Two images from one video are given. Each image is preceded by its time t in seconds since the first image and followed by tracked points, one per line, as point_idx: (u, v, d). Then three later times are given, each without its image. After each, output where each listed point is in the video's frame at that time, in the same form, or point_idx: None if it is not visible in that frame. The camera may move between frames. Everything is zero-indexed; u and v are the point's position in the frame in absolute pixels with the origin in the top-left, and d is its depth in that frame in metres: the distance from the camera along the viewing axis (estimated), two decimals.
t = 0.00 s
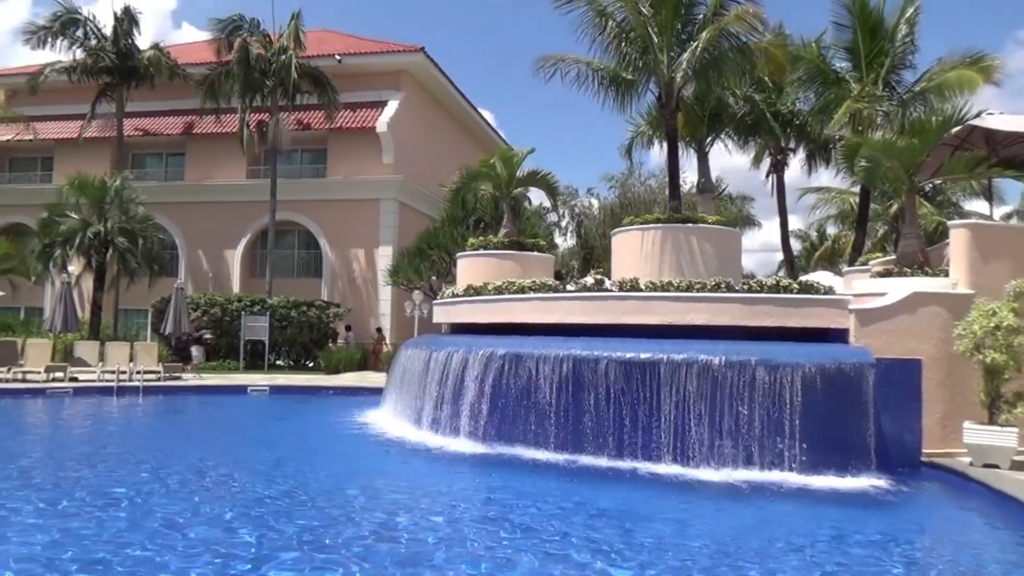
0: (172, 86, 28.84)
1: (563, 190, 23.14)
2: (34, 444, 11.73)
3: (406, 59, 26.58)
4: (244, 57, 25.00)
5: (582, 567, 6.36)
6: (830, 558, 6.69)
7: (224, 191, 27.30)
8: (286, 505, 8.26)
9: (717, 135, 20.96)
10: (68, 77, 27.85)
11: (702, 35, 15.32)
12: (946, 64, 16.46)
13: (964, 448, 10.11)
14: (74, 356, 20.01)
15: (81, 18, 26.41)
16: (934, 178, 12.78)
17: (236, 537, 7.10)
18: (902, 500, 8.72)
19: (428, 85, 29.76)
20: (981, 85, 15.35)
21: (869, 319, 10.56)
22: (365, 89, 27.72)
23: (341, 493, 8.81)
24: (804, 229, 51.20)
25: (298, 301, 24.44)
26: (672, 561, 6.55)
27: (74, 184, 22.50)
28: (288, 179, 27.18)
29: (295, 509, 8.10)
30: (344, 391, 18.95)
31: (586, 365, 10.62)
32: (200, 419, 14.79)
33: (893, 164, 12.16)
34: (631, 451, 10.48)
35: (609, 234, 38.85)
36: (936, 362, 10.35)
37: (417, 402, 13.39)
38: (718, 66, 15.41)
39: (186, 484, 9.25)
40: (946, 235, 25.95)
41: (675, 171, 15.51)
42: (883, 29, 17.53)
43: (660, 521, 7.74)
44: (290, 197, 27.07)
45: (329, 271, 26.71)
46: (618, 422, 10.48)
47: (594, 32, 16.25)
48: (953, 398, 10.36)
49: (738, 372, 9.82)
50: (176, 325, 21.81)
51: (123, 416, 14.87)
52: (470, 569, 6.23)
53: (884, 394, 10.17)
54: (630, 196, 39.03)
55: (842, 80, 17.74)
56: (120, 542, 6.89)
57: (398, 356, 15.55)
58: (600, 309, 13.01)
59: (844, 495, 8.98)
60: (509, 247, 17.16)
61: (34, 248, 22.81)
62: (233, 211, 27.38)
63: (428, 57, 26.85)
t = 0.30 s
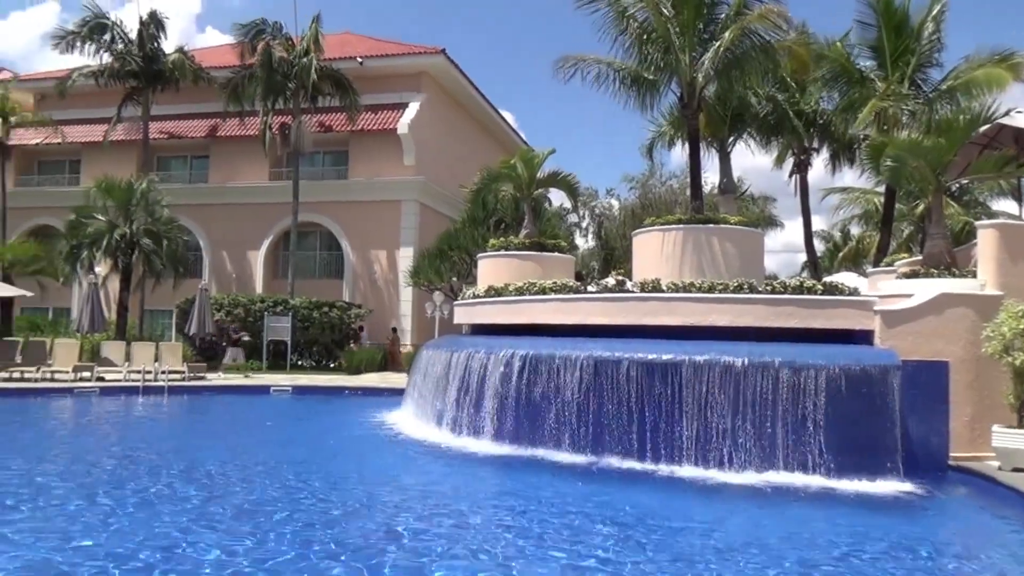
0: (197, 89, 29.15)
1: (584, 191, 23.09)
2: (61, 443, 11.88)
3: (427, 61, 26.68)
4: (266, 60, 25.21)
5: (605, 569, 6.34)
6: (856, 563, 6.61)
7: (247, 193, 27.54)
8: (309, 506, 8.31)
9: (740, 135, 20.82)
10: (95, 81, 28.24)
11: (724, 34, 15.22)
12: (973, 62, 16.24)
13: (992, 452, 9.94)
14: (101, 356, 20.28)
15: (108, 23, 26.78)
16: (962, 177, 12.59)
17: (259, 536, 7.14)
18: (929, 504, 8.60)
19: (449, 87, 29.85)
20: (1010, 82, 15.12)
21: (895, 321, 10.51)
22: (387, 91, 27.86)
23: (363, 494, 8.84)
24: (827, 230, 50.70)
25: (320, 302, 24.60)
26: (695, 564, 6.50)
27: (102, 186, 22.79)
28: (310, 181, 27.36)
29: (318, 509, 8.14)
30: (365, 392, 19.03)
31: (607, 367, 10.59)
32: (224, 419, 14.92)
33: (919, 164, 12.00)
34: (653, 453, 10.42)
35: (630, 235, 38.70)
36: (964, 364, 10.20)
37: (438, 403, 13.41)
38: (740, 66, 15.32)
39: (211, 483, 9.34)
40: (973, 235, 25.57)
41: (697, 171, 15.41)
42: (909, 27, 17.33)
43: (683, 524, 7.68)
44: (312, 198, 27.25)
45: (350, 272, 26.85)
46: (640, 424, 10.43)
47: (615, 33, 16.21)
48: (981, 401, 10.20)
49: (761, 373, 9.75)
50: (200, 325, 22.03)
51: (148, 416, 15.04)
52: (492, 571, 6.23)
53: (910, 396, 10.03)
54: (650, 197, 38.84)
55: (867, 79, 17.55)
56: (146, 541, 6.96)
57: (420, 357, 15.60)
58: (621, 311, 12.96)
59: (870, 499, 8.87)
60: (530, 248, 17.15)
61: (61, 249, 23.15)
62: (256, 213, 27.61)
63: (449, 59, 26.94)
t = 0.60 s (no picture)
0: (222, 91, 29.46)
1: (606, 190, 23.03)
2: (91, 442, 12.06)
3: (448, 62, 26.76)
4: (290, 63, 25.38)
5: (629, 570, 6.31)
6: (884, 566, 6.52)
7: (271, 194, 27.77)
8: (333, 505, 8.34)
9: (764, 132, 20.65)
10: (123, 85, 28.63)
11: (749, 32, 15.09)
12: (1003, 56, 15.98)
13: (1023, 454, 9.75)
14: (129, 356, 20.55)
15: (135, 27, 27.12)
16: (992, 175, 12.38)
17: (283, 535, 7.18)
18: (959, 507, 8.46)
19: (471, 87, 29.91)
20: None
21: (924, 320, 10.36)
22: (409, 92, 27.98)
23: (387, 493, 8.87)
24: (852, 229, 50.18)
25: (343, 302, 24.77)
26: (720, 565, 6.47)
27: (129, 188, 23.09)
28: (333, 182, 27.53)
29: (341, 508, 8.18)
30: (388, 391, 19.10)
31: (630, 367, 10.54)
32: (250, 418, 15.07)
33: (947, 161, 11.82)
34: (676, 453, 10.36)
35: (652, 234, 38.52)
36: (995, 364, 10.02)
37: (461, 403, 13.43)
38: (764, 63, 15.22)
39: (237, 482, 9.43)
40: (1003, 234, 25.15)
41: (721, 170, 15.29)
42: (937, 23, 17.10)
43: (707, 526, 7.62)
44: (335, 199, 27.41)
45: (373, 273, 26.96)
46: (663, 425, 10.38)
47: (638, 32, 16.14)
48: (1012, 402, 10.02)
49: (787, 374, 9.66)
50: (226, 325, 22.25)
51: (174, 414, 15.21)
52: (515, 571, 6.22)
53: (939, 397, 9.86)
54: (673, 196, 38.60)
55: (895, 75, 17.33)
56: (172, 539, 7.02)
57: (442, 357, 15.63)
58: (645, 311, 12.90)
59: (898, 501, 8.74)
60: (553, 248, 17.12)
61: (91, 250, 23.50)
62: (280, 213, 27.84)
63: (470, 59, 26.98)
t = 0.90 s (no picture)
0: (249, 94, 29.76)
1: (630, 190, 22.95)
2: (122, 440, 12.24)
3: (472, 62, 26.81)
4: (315, 65, 25.54)
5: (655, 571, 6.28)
6: (915, 569, 6.43)
7: (297, 195, 27.99)
8: (359, 504, 8.37)
9: (791, 130, 20.44)
10: (152, 88, 29.02)
11: (776, 28, 14.95)
12: None
13: None
14: (159, 355, 20.82)
15: (163, 32, 27.46)
16: None
17: (310, 533, 7.23)
18: (993, 510, 8.31)
19: (494, 87, 29.96)
20: None
21: (955, 320, 10.20)
22: (433, 93, 28.09)
23: (413, 493, 8.88)
24: (881, 227, 49.54)
25: (368, 302, 24.92)
26: (748, 567, 6.41)
27: (159, 189, 23.40)
28: (358, 182, 27.69)
29: (368, 508, 8.22)
30: (413, 391, 19.16)
31: (657, 366, 10.48)
32: (277, 417, 15.20)
33: (980, 157, 11.62)
34: (703, 454, 10.29)
35: (677, 233, 38.29)
36: None
37: (486, 403, 13.44)
38: (791, 60, 15.08)
39: (265, 480, 9.52)
40: None
41: (747, 168, 15.15)
42: (968, 16, 16.80)
43: (736, 527, 7.55)
44: (360, 199, 27.57)
45: (397, 273, 27.07)
46: (690, 425, 10.32)
47: (662, 31, 16.07)
48: None
49: (815, 374, 9.55)
50: (253, 325, 22.46)
51: (203, 413, 15.38)
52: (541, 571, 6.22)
53: (971, 397, 9.70)
54: (697, 195, 38.26)
55: (925, 71, 17.10)
56: (201, 537, 7.08)
57: (467, 357, 15.65)
58: (670, 311, 12.82)
59: (931, 504, 8.60)
60: (577, 247, 17.07)
61: (121, 252, 23.88)
62: (306, 214, 28.06)
63: (494, 59, 27.03)
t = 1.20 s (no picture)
0: (278, 98, 30.08)
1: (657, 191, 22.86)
2: (154, 439, 12.42)
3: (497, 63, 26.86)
4: (342, 68, 25.72)
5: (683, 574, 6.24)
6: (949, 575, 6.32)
7: (324, 197, 28.22)
8: (385, 505, 8.40)
9: (820, 129, 20.22)
10: (182, 93, 29.42)
11: (805, 26, 14.80)
12: None
13: None
14: (189, 356, 21.09)
15: (194, 38, 27.85)
16: None
17: (337, 533, 7.28)
18: None
19: (520, 89, 29.99)
20: None
21: (991, 321, 10.03)
22: (459, 95, 28.19)
23: (439, 494, 8.89)
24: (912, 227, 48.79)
25: (394, 303, 25.06)
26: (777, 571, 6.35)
27: (189, 192, 23.74)
28: (384, 184, 27.84)
29: (394, 508, 8.24)
30: (439, 392, 19.21)
31: (684, 368, 10.41)
32: (305, 417, 15.32)
33: (1015, 156, 11.39)
34: (732, 457, 10.18)
35: (704, 234, 38.01)
36: None
37: (512, 404, 13.44)
38: (820, 58, 14.91)
39: (293, 480, 9.59)
40: None
41: (775, 168, 14.99)
42: (1003, 12, 16.51)
43: (764, 531, 7.46)
44: (387, 202, 27.71)
45: (423, 274, 27.17)
46: (718, 428, 10.23)
47: (689, 31, 15.98)
48: None
49: (846, 376, 9.42)
50: (281, 326, 22.67)
51: (232, 413, 15.56)
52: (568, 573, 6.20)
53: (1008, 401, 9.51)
54: (724, 196, 37.90)
55: (958, 68, 16.83)
56: (228, 536, 7.14)
57: (493, 358, 15.66)
58: (698, 313, 12.72)
59: (966, 509, 8.44)
60: (604, 249, 17.01)
61: (153, 254, 24.26)
62: (333, 216, 28.28)
63: (519, 61, 27.05)
